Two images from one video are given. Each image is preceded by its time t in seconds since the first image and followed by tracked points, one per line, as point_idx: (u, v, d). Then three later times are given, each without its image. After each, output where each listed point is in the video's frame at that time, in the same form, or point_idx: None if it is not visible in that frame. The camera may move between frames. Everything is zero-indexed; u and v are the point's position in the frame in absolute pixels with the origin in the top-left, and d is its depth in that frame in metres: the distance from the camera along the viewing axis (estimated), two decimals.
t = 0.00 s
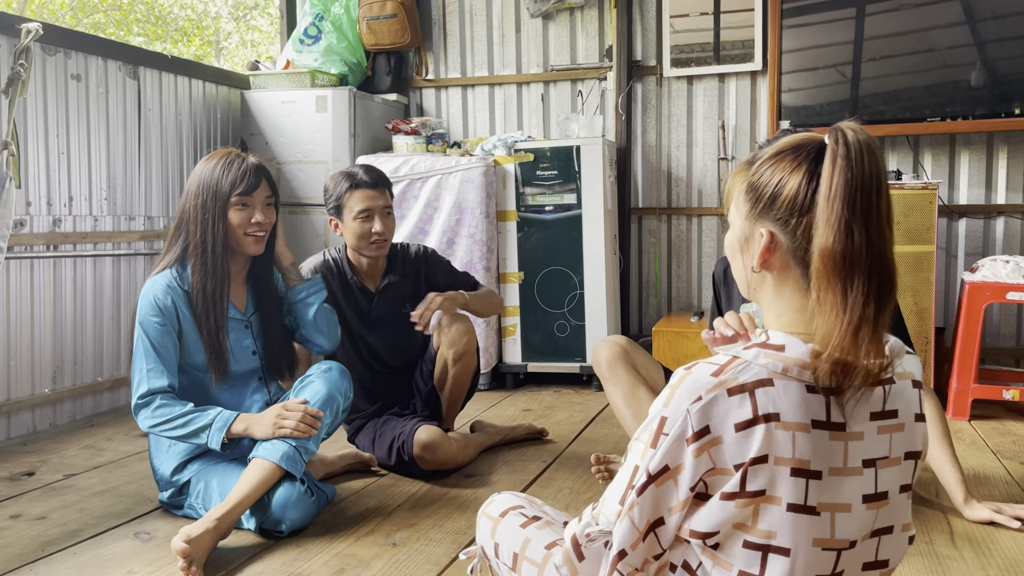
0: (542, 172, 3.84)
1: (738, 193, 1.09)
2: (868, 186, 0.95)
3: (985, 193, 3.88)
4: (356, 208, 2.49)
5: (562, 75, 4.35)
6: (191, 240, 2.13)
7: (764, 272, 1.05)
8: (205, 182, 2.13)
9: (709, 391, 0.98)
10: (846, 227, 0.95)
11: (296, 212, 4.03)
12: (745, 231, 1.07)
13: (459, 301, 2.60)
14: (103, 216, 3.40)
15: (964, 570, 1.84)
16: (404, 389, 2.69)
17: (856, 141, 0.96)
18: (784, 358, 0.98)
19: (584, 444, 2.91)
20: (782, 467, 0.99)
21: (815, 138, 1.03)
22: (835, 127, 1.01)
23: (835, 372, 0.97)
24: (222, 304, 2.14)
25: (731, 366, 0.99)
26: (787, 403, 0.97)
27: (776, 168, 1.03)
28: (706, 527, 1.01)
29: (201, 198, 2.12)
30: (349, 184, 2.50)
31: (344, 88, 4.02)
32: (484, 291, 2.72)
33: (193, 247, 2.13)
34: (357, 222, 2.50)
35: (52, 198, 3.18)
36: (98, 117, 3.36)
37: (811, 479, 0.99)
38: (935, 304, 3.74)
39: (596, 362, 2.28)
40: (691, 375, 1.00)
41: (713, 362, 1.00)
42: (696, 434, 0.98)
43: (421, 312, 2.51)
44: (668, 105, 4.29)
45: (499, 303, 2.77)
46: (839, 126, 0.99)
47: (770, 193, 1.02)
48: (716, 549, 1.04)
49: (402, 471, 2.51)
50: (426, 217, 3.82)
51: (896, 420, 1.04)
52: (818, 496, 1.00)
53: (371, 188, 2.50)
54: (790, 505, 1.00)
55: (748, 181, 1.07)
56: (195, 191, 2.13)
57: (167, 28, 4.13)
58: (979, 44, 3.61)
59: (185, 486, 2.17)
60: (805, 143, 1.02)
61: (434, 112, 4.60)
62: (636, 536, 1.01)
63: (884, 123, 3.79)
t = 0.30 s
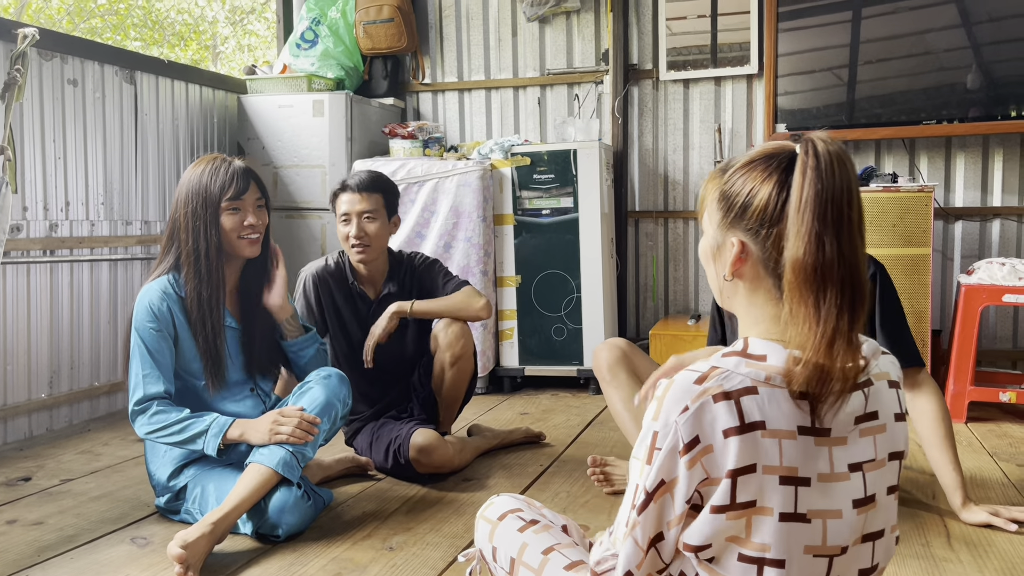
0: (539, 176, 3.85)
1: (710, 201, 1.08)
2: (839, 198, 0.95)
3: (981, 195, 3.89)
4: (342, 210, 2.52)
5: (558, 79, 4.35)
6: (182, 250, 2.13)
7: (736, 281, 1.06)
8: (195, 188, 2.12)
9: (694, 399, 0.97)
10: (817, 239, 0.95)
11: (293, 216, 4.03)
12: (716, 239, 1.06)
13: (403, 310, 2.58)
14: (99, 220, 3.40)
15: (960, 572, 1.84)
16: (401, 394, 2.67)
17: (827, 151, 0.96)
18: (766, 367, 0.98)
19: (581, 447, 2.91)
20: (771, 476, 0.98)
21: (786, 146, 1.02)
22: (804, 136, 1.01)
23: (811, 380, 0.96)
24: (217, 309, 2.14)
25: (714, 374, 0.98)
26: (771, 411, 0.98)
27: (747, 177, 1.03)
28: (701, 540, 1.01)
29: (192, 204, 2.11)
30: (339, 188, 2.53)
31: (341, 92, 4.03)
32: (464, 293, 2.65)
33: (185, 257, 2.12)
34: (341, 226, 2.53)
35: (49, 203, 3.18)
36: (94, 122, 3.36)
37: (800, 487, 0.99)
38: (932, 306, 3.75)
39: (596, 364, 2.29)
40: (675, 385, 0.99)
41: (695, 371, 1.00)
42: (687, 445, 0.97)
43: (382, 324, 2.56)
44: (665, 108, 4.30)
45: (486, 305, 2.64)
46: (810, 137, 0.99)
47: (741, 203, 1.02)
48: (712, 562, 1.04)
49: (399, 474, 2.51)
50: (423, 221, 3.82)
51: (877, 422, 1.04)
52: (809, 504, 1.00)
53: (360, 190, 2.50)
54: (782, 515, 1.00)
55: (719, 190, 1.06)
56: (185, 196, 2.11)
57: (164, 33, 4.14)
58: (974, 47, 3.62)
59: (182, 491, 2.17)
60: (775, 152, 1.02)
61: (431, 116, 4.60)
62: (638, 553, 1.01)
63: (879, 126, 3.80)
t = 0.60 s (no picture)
0: (537, 181, 3.85)
1: (670, 212, 1.09)
2: (789, 212, 0.96)
3: (977, 199, 3.90)
4: (350, 216, 2.51)
5: (555, 84, 4.36)
6: (191, 241, 2.10)
7: (697, 291, 1.07)
8: (211, 185, 2.10)
9: (672, 407, 0.98)
10: (768, 253, 0.96)
11: (290, 221, 4.03)
12: (676, 250, 1.08)
13: (404, 311, 2.59)
14: (97, 226, 3.41)
15: None
16: (397, 400, 2.67)
17: (776, 165, 0.97)
18: (740, 371, 0.99)
19: (578, 452, 2.91)
20: (754, 479, 0.99)
21: (741, 156, 1.03)
22: (758, 148, 1.02)
23: (778, 384, 0.97)
24: (218, 306, 2.13)
25: (690, 380, 0.99)
26: (749, 414, 0.98)
27: (704, 189, 1.03)
28: (693, 547, 1.01)
29: (208, 197, 2.09)
30: (345, 193, 2.53)
31: (339, 98, 4.03)
32: (463, 303, 2.68)
33: (193, 248, 2.10)
34: (349, 231, 2.53)
35: (46, 209, 3.18)
36: (91, 127, 3.37)
37: (783, 487, 0.99)
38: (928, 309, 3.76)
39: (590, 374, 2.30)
40: (653, 395, 1.00)
41: (672, 378, 1.00)
42: (669, 453, 0.98)
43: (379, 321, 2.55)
44: (661, 113, 4.31)
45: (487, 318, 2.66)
46: (762, 148, 1.00)
47: (697, 215, 1.03)
48: (705, 565, 1.03)
49: (395, 480, 2.51)
50: (421, 226, 3.82)
51: (853, 417, 1.05)
52: (795, 505, 1.00)
53: (367, 197, 2.50)
54: (768, 516, 1.00)
55: (678, 201, 1.07)
56: (199, 188, 2.09)
57: (162, 38, 4.14)
58: (970, 51, 3.63)
59: (178, 497, 2.17)
60: (729, 163, 1.02)
61: (428, 121, 4.61)
62: (636, 563, 1.03)
63: (876, 130, 3.80)
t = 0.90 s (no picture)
0: (535, 185, 3.86)
1: (637, 219, 1.15)
2: (745, 223, 1.03)
3: (974, 203, 3.91)
4: (363, 222, 2.51)
5: (553, 88, 4.37)
6: (180, 251, 2.12)
7: (662, 296, 1.13)
8: (197, 193, 2.12)
9: (648, 408, 1.01)
10: (724, 262, 1.03)
11: (289, 226, 4.03)
12: (641, 256, 1.13)
13: (405, 322, 2.57)
14: (94, 231, 3.41)
15: None
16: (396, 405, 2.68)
17: (734, 179, 1.04)
18: (709, 370, 1.03)
19: (576, 456, 2.91)
20: (731, 474, 1.01)
21: (703, 169, 1.10)
22: (718, 162, 1.08)
23: (746, 382, 1.01)
24: (220, 309, 2.15)
25: (663, 381, 1.02)
26: (722, 412, 1.01)
27: (668, 198, 1.10)
28: (678, 547, 1.02)
29: (192, 205, 2.11)
30: (358, 199, 2.52)
31: (337, 102, 4.04)
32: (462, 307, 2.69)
33: (184, 258, 2.11)
34: (363, 236, 2.51)
35: (43, 213, 3.18)
36: (90, 131, 3.37)
37: (761, 481, 1.02)
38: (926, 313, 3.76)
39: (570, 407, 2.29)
40: (629, 400, 1.03)
41: (646, 382, 1.03)
42: (648, 454, 1.00)
43: (382, 334, 2.53)
44: (659, 118, 4.31)
45: (486, 320, 2.67)
46: (721, 162, 1.07)
47: (661, 223, 1.09)
48: (691, 566, 1.05)
49: (394, 485, 2.51)
50: (419, 230, 3.83)
51: (824, 412, 1.08)
52: (773, 498, 1.02)
53: (382, 202, 2.52)
54: (747, 511, 1.02)
55: (644, 209, 1.13)
56: (182, 201, 2.11)
57: (160, 43, 4.14)
58: (967, 55, 3.64)
59: (176, 502, 2.17)
60: (691, 175, 1.09)
61: (426, 125, 4.61)
62: (625, 567, 1.05)
63: (873, 134, 3.81)
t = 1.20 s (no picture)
0: (533, 189, 3.86)
1: (622, 232, 1.21)
2: (721, 227, 1.09)
3: (971, 207, 3.92)
4: (361, 227, 2.51)
5: (551, 93, 4.38)
6: (173, 260, 2.14)
7: (648, 305, 1.19)
8: (183, 200, 2.14)
9: (632, 408, 1.06)
10: (701, 265, 1.09)
11: (287, 230, 4.04)
12: (627, 267, 1.20)
13: (405, 332, 2.57)
14: (93, 235, 3.41)
15: None
16: (396, 410, 2.69)
17: (709, 187, 1.10)
18: (689, 370, 1.09)
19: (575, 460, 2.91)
20: (715, 470, 1.06)
21: (681, 181, 1.16)
22: (696, 173, 1.15)
23: (722, 380, 1.06)
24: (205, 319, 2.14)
25: (646, 383, 1.08)
26: (703, 410, 1.06)
27: (649, 209, 1.16)
28: (665, 545, 1.07)
29: (179, 214, 2.14)
30: (356, 203, 2.52)
31: (335, 107, 4.04)
32: (460, 311, 2.68)
33: (176, 267, 2.14)
34: (362, 241, 2.52)
35: (42, 218, 3.18)
36: (89, 136, 3.37)
37: (745, 477, 1.06)
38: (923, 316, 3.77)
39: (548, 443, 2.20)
40: (614, 403, 1.08)
41: (629, 385, 1.09)
42: (633, 453, 1.05)
43: (381, 346, 2.54)
44: (657, 122, 4.32)
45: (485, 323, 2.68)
46: (697, 172, 1.13)
47: (643, 233, 1.16)
48: (681, 565, 1.09)
49: (394, 490, 2.51)
50: (418, 234, 3.83)
51: (807, 411, 1.13)
52: (757, 494, 1.06)
53: (381, 207, 2.51)
54: (732, 506, 1.05)
55: (627, 221, 1.19)
56: (173, 208, 2.14)
57: (158, 47, 4.14)
58: (964, 59, 3.66)
59: (176, 508, 2.17)
60: (669, 186, 1.16)
61: (424, 130, 4.62)
62: (615, 567, 1.09)
63: (869, 138, 3.83)
